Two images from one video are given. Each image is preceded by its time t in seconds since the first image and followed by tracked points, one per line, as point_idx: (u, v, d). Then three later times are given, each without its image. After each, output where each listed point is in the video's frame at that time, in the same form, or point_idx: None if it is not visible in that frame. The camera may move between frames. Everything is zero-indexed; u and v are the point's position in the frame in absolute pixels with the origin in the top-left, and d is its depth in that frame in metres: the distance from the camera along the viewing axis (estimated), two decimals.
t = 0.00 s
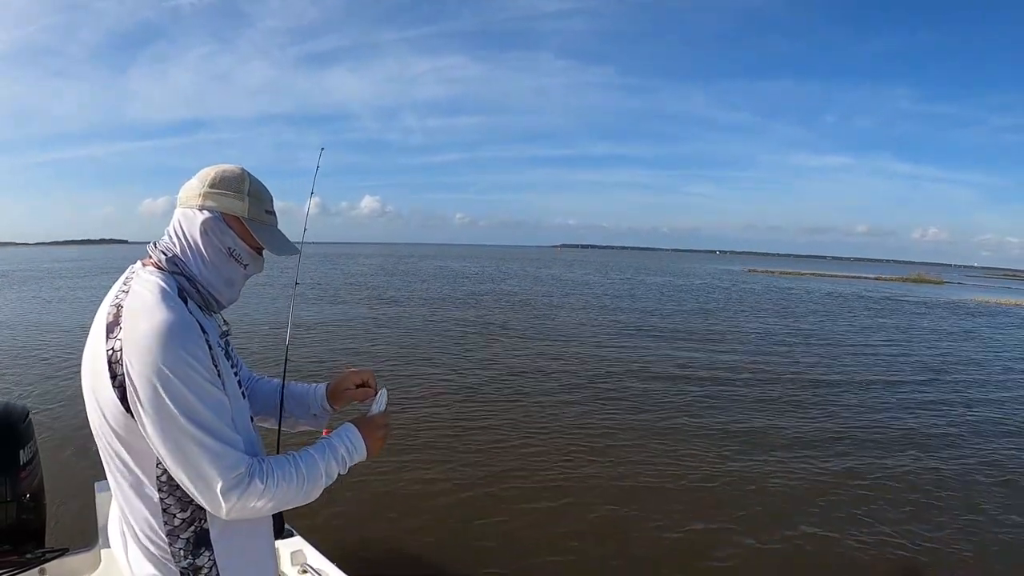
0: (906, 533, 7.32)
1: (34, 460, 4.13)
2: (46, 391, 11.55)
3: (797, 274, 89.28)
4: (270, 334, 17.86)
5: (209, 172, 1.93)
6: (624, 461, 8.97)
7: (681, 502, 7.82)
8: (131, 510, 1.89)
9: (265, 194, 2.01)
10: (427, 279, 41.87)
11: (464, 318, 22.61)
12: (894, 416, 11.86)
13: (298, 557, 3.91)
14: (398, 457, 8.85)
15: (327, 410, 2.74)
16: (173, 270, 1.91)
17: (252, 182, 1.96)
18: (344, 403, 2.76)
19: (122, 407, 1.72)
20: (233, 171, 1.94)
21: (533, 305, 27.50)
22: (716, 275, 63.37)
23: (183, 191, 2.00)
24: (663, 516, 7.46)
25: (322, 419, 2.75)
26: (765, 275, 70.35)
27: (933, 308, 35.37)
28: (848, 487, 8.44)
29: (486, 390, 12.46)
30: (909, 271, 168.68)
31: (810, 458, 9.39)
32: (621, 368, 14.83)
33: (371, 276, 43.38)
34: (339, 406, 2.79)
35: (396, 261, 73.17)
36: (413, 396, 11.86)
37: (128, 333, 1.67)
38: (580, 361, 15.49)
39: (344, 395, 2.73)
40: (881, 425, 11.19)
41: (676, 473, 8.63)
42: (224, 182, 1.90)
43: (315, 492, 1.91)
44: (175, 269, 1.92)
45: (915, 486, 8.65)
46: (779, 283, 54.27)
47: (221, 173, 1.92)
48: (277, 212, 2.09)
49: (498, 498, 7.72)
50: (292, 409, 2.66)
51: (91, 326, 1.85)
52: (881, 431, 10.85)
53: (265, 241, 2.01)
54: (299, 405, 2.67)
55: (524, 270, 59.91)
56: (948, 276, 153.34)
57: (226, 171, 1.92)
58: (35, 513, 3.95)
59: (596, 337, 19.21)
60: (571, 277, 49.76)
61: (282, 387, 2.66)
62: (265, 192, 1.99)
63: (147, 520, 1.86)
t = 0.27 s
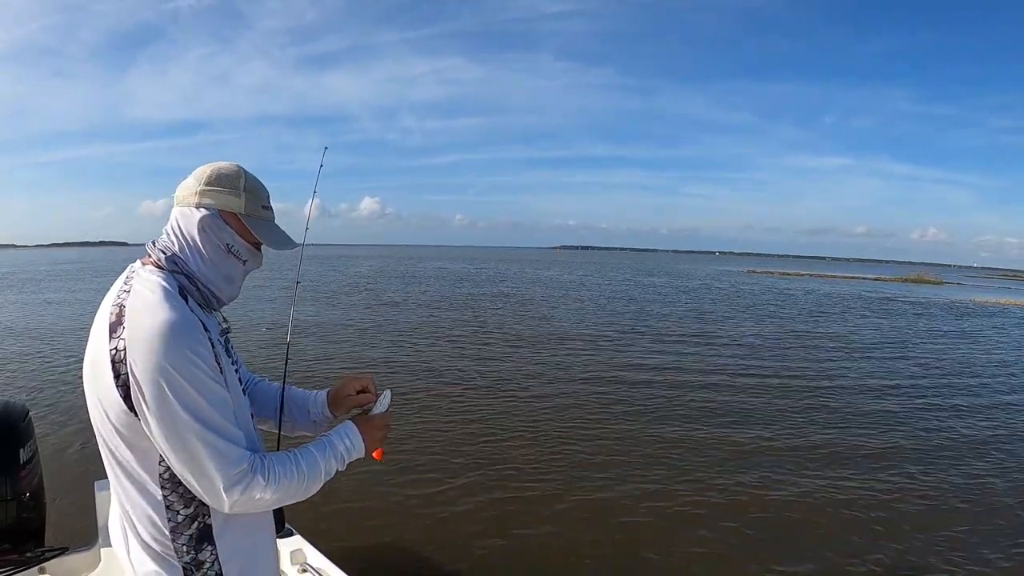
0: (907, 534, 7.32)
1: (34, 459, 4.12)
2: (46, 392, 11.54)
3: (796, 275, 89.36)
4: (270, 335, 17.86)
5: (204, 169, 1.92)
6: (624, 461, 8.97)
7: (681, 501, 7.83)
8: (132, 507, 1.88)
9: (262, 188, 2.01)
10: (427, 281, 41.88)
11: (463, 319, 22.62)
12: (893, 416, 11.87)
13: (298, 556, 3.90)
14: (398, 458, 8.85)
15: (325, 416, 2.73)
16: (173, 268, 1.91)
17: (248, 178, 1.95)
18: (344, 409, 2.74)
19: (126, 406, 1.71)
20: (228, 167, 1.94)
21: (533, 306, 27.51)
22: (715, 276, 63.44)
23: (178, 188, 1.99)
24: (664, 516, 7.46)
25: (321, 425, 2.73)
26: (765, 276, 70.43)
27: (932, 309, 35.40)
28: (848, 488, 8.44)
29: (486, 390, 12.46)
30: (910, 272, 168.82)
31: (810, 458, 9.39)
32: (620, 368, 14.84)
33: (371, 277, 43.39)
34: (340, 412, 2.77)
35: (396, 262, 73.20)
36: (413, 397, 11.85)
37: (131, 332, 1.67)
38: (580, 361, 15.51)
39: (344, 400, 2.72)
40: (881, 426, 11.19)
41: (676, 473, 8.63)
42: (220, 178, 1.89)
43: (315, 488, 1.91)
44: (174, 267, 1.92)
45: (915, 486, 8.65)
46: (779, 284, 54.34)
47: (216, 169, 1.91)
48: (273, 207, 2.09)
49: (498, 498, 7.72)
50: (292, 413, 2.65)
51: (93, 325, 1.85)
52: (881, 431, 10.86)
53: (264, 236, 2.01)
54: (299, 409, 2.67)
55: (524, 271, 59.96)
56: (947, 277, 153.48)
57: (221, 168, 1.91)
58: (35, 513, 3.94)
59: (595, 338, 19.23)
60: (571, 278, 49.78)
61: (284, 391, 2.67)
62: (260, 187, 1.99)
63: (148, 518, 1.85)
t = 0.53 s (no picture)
0: (908, 532, 7.32)
1: (33, 460, 4.12)
2: (46, 394, 11.54)
3: (796, 274, 89.31)
4: (270, 335, 17.86)
5: (202, 169, 1.93)
6: (624, 461, 8.97)
7: (682, 500, 7.82)
8: (133, 506, 1.88)
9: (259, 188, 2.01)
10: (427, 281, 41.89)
11: (464, 320, 22.62)
12: (894, 415, 11.86)
13: (297, 556, 3.90)
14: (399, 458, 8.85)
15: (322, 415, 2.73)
16: (170, 268, 1.91)
17: (246, 178, 1.96)
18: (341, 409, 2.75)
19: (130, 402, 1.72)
20: (226, 166, 1.94)
21: (533, 306, 27.50)
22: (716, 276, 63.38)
23: (176, 189, 1.99)
24: (664, 515, 7.46)
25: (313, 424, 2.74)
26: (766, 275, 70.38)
27: (933, 307, 35.36)
28: (849, 487, 8.44)
29: (486, 390, 12.47)
30: (911, 271, 168.74)
31: (810, 457, 9.39)
32: (621, 368, 14.83)
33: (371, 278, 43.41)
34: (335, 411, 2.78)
35: (396, 263, 73.19)
36: (414, 397, 11.85)
37: (134, 327, 1.67)
38: (580, 361, 15.50)
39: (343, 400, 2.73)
40: (881, 425, 11.18)
41: (676, 472, 8.63)
42: (218, 177, 1.90)
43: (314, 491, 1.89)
44: (172, 267, 1.92)
45: (915, 485, 8.65)
46: (779, 284, 54.28)
47: (213, 170, 1.91)
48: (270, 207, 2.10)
49: (498, 497, 7.72)
50: (287, 412, 2.66)
51: (93, 323, 1.85)
52: (882, 430, 10.85)
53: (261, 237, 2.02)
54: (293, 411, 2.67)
55: (525, 271, 59.94)
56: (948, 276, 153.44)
57: (218, 168, 1.92)
58: (35, 512, 3.94)
59: (596, 337, 19.23)
60: (571, 278, 49.74)
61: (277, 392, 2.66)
62: (257, 187, 1.99)
63: (147, 517, 1.85)
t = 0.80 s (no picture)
0: (909, 528, 7.34)
1: (33, 459, 4.12)
2: (46, 393, 11.53)
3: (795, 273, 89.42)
4: (270, 335, 17.86)
5: (239, 185, 1.96)
6: (625, 460, 8.96)
7: (683, 498, 7.84)
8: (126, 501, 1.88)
9: (289, 217, 2.05)
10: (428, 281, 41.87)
11: (464, 319, 22.64)
12: (894, 413, 11.90)
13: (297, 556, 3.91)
14: (400, 457, 8.85)
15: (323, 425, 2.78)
16: (189, 274, 1.91)
17: (280, 204, 1.99)
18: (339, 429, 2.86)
19: (115, 390, 1.72)
20: (263, 188, 1.98)
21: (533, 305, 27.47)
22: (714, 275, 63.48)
23: (206, 200, 2.01)
24: (665, 513, 7.47)
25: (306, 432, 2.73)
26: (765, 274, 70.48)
27: (931, 306, 35.46)
28: (850, 485, 8.42)
29: (487, 390, 12.45)
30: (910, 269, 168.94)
31: (811, 455, 9.41)
32: (621, 367, 14.85)
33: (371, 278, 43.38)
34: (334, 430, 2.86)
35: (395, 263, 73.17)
36: (414, 396, 11.86)
37: (139, 322, 1.67)
38: (580, 361, 15.53)
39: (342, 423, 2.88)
40: (882, 424, 11.17)
41: (677, 470, 8.61)
42: (254, 198, 1.93)
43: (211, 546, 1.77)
44: (191, 272, 1.91)
45: (917, 483, 8.62)
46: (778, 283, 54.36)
47: (250, 190, 1.94)
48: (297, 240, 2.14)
49: (498, 495, 7.70)
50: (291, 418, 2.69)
51: (105, 311, 1.86)
52: (881, 428, 10.88)
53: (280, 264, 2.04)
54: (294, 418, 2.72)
55: (524, 271, 59.99)
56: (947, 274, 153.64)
57: (254, 189, 1.95)
58: (35, 513, 3.94)
59: (595, 337, 19.24)
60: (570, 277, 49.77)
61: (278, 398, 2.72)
62: (288, 215, 2.03)
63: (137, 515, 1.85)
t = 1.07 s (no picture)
0: (908, 526, 7.35)
1: (33, 460, 4.12)
2: (45, 393, 11.51)
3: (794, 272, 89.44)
4: (270, 333, 17.86)
5: (249, 191, 1.96)
6: (625, 459, 8.95)
7: (683, 497, 7.85)
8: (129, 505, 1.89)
9: (298, 227, 2.06)
10: (428, 280, 41.81)
11: (463, 317, 22.66)
12: (893, 412, 11.93)
13: (298, 556, 3.92)
14: (400, 456, 8.86)
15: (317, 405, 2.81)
16: (193, 278, 1.91)
17: (290, 214, 2.00)
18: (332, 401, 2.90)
19: (127, 402, 1.72)
20: (274, 197, 1.99)
21: (533, 304, 27.43)
22: (714, 274, 63.52)
23: (215, 203, 2.01)
24: (665, 512, 7.47)
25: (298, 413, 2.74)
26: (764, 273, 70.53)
27: (930, 305, 35.51)
28: (851, 485, 8.40)
29: (486, 389, 12.43)
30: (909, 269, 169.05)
31: (810, 454, 9.43)
32: (620, 366, 14.87)
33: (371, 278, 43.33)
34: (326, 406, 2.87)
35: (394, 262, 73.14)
36: (413, 395, 11.87)
37: (147, 334, 1.67)
38: (579, 359, 15.55)
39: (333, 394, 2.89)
40: (883, 423, 11.16)
41: (677, 470, 8.61)
42: (264, 206, 1.93)
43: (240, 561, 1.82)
44: (196, 277, 1.91)
45: (918, 483, 8.60)
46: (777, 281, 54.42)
47: (261, 198, 1.94)
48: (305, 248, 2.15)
49: (498, 494, 7.69)
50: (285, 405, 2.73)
51: (109, 316, 1.86)
52: (881, 427, 10.91)
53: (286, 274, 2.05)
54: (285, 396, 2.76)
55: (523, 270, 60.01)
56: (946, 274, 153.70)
57: (264, 197, 1.95)
58: (35, 513, 3.95)
59: (595, 335, 19.26)
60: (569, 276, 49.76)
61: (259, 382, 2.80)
62: (297, 226, 2.04)
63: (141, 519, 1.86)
